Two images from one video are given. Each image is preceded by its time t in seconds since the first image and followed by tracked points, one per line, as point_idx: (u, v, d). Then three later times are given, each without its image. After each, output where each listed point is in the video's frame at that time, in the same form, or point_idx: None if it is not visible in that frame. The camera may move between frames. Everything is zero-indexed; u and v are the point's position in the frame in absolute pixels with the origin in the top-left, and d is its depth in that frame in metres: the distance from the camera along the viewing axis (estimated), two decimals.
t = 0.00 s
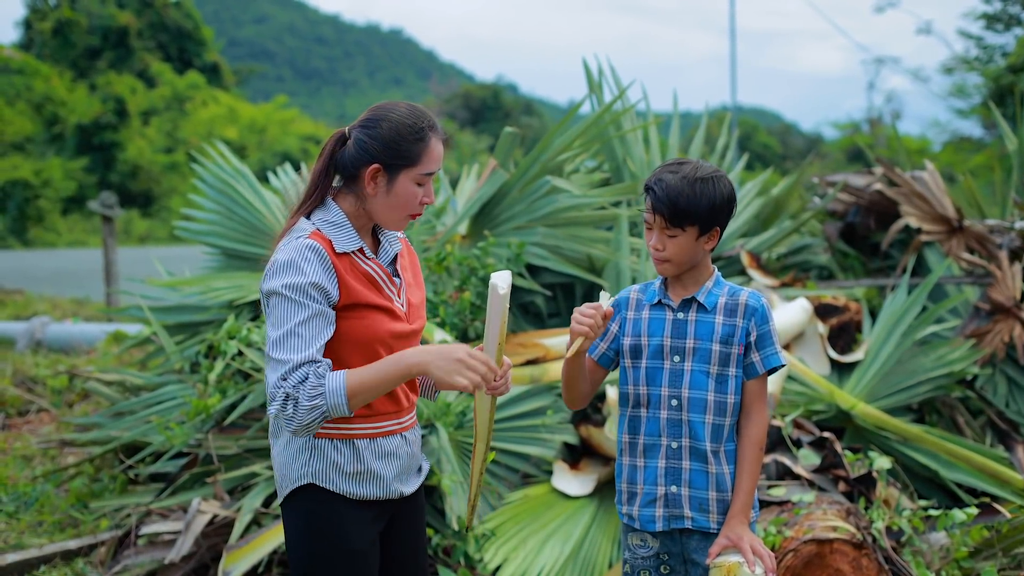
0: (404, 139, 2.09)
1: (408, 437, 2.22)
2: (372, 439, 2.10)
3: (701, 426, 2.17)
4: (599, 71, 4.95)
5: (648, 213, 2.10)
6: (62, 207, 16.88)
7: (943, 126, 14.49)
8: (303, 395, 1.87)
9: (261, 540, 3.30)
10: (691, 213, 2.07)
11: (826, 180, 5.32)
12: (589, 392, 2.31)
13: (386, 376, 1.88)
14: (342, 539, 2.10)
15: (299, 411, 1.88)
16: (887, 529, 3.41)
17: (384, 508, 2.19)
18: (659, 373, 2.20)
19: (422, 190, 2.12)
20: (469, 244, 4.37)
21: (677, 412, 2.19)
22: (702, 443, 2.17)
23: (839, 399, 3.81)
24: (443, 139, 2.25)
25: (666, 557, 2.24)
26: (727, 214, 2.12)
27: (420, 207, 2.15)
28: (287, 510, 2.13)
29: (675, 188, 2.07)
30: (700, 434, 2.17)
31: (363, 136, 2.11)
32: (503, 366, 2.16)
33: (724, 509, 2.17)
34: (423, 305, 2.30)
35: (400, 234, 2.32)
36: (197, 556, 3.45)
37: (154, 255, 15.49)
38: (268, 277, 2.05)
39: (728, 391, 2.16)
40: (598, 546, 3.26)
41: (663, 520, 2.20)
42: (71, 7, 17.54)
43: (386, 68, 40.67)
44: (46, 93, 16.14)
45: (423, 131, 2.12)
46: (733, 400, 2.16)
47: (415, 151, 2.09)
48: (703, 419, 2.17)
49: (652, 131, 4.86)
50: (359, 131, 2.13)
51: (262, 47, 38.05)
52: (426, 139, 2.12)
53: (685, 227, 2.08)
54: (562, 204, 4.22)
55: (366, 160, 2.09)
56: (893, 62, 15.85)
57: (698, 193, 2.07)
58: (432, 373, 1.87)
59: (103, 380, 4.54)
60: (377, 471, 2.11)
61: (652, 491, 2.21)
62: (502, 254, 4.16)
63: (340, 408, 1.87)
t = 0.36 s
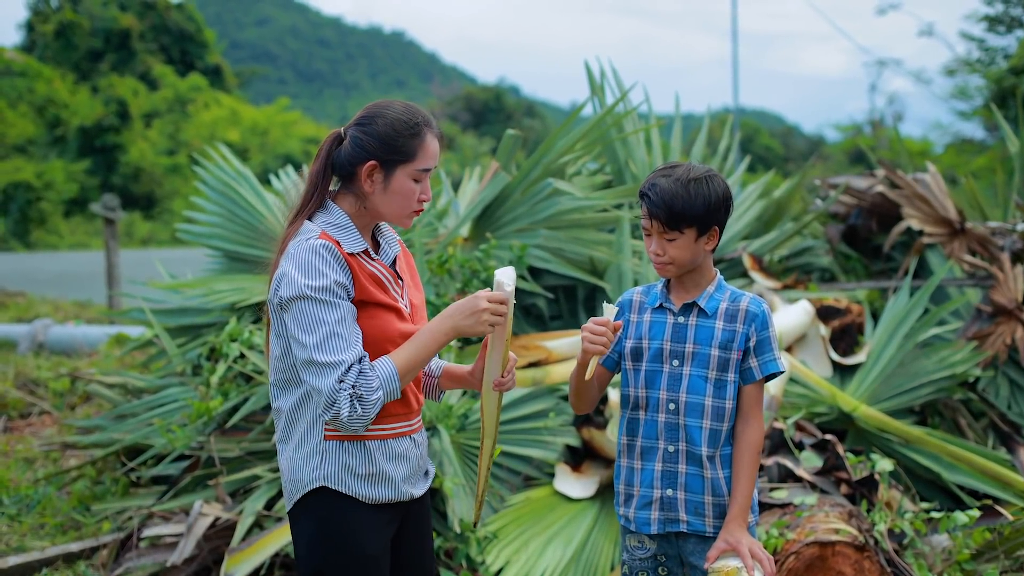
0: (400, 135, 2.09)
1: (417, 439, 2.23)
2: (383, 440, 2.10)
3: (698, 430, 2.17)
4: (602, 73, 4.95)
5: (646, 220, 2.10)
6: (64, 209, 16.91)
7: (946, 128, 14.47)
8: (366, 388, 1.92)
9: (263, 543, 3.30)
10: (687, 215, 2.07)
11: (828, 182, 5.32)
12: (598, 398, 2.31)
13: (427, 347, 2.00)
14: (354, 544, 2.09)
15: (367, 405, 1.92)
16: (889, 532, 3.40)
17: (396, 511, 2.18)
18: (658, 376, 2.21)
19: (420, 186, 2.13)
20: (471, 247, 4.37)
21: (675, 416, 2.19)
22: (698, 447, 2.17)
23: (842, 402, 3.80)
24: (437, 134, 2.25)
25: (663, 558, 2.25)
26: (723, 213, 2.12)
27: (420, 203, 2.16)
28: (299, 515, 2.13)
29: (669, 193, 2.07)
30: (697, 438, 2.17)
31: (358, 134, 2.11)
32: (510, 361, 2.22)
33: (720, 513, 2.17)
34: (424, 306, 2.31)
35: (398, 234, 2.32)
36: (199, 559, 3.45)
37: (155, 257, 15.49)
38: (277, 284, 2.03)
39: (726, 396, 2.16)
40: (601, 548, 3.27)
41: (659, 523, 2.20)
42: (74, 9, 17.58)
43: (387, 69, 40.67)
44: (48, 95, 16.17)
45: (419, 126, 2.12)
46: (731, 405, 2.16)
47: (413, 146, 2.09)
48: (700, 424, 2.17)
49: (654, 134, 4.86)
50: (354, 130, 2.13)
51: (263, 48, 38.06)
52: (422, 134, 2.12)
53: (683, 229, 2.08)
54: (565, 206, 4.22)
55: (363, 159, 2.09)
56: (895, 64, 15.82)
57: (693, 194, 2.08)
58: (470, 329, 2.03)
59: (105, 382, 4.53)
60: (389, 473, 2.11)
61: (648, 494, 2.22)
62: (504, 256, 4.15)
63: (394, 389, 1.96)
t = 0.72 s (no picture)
0: (407, 134, 2.10)
1: (428, 441, 2.22)
2: (393, 442, 2.10)
3: (702, 435, 2.17)
4: (603, 75, 4.96)
5: (645, 220, 2.10)
6: (65, 211, 16.92)
7: (947, 130, 14.47)
8: (377, 390, 1.92)
9: (265, 546, 3.29)
10: (686, 215, 2.07)
11: (830, 184, 5.32)
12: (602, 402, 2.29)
13: (441, 350, 2.00)
14: (362, 546, 2.09)
15: (378, 408, 1.92)
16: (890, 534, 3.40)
17: (405, 513, 2.18)
18: (660, 382, 2.21)
19: (426, 186, 2.12)
20: (473, 249, 4.37)
21: (678, 421, 2.19)
22: (702, 451, 2.18)
23: (844, 404, 3.81)
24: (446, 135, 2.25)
25: (667, 559, 2.24)
26: (723, 214, 2.12)
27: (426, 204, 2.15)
28: (309, 516, 2.14)
29: (669, 193, 2.08)
30: (700, 442, 2.18)
31: (365, 134, 2.12)
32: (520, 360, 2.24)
33: (726, 516, 2.17)
34: (435, 308, 2.30)
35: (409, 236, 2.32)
36: (201, 561, 3.47)
37: (156, 259, 15.51)
38: (288, 286, 2.04)
39: (729, 400, 2.16)
40: (602, 549, 3.27)
41: (665, 527, 2.20)
42: (75, 12, 17.66)
43: (387, 70, 40.68)
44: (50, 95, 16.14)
45: (426, 125, 2.13)
46: (734, 409, 2.16)
47: (420, 146, 2.10)
48: (703, 428, 2.17)
49: (656, 136, 4.86)
50: (362, 129, 2.14)
51: (264, 49, 38.08)
52: (429, 134, 2.13)
53: (683, 229, 2.08)
54: (567, 208, 4.22)
55: (370, 158, 2.10)
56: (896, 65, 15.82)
57: (693, 194, 2.08)
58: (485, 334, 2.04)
59: (107, 384, 4.53)
60: (398, 475, 2.11)
61: (653, 498, 2.21)
62: (506, 259, 4.15)
63: (407, 392, 1.96)
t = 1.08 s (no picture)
0: (418, 136, 2.10)
1: (433, 441, 2.23)
2: (401, 442, 2.10)
3: (709, 434, 2.17)
4: (604, 76, 4.95)
5: (648, 216, 2.10)
6: (66, 212, 16.92)
7: (948, 132, 14.47)
8: (386, 393, 1.92)
9: (266, 547, 3.30)
10: (688, 211, 2.07)
11: (830, 185, 5.31)
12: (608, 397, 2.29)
13: (449, 350, 2.00)
14: (367, 545, 2.09)
15: (386, 410, 1.93)
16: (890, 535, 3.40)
17: (410, 514, 2.18)
18: (665, 382, 2.21)
19: (438, 187, 2.13)
20: (473, 250, 4.37)
21: (685, 420, 2.19)
22: (711, 450, 2.17)
23: (844, 405, 3.81)
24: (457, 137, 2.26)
25: (673, 561, 2.24)
26: (725, 213, 2.13)
27: (437, 205, 2.16)
28: (314, 515, 2.14)
29: (673, 189, 2.09)
30: (707, 442, 2.18)
31: (377, 134, 2.13)
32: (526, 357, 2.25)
33: (734, 514, 2.17)
34: (443, 309, 2.31)
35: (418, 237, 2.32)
36: (202, 562, 3.49)
37: (156, 260, 15.50)
38: (297, 286, 2.04)
39: (734, 398, 2.16)
40: (603, 550, 3.27)
41: (676, 528, 2.20)
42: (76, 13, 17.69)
43: (387, 71, 40.68)
44: (50, 98, 16.17)
45: (437, 127, 2.13)
46: (740, 406, 2.16)
47: (430, 147, 2.10)
48: (711, 427, 2.17)
49: (657, 137, 4.85)
50: (373, 130, 2.15)
51: (264, 50, 38.09)
52: (440, 135, 2.13)
53: (684, 225, 2.08)
54: (567, 209, 4.22)
55: (381, 158, 2.10)
56: (897, 67, 15.81)
57: (696, 191, 2.09)
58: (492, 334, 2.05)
59: (107, 386, 4.53)
60: (405, 474, 2.11)
61: (662, 499, 2.21)
62: (507, 260, 4.14)
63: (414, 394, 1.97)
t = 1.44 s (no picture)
0: (429, 137, 2.11)
1: (436, 442, 2.23)
2: (403, 442, 2.10)
3: (714, 438, 2.18)
4: (603, 77, 4.96)
5: (658, 215, 2.10)
6: (66, 213, 16.92)
7: (948, 132, 14.48)
8: (400, 386, 1.94)
9: (266, 546, 3.30)
10: (699, 210, 2.08)
11: (829, 186, 5.31)
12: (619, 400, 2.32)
13: (458, 342, 2.02)
14: (369, 544, 2.10)
15: (401, 403, 1.94)
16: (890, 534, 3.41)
17: (411, 513, 2.18)
18: (672, 385, 2.21)
19: (446, 189, 2.14)
20: (473, 250, 4.37)
21: (690, 424, 2.20)
22: (714, 454, 2.18)
23: (844, 405, 3.82)
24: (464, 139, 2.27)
25: (675, 559, 2.25)
26: (734, 213, 2.14)
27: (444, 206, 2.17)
28: (317, 514, 2.15)
29: (685, 189, 2.09)
30: (712, 446, 2.18)
31: (386, 136, 2.13)
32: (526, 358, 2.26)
33: (735, 518, 2.19)
34: (447, 311, 2.32)
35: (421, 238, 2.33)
36: (202, 562, 3.49)
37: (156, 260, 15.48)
38: (304, 284, 2.05)
39: (740, 403, 2.17)
40: (603, 550, 3.28)
41: (677, 530, 2.21)
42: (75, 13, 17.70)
43: (387, 71, 40.68)
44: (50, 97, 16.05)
45: (447, 129, 2.14)
46: (745, 411, 2.17)
47: (441, 149, 2.11)
48: (715, 431, 2.18)
49: (656, 137, 4.85)
50: (383, 132, 2.15)
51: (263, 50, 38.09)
52: (450, 138, 2.14)
53: (695, 225, 2.09)
54: (567, 210, 4.22)
55: (392, 159, 2.11)
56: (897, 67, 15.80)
57: (706, 190, 2.09)
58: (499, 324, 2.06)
59: (107, 386, 4.53)
60: (407, 474, 2.11)
61: (664, 501, 2.22)
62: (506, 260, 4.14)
63: (426, 386, 1.98)
